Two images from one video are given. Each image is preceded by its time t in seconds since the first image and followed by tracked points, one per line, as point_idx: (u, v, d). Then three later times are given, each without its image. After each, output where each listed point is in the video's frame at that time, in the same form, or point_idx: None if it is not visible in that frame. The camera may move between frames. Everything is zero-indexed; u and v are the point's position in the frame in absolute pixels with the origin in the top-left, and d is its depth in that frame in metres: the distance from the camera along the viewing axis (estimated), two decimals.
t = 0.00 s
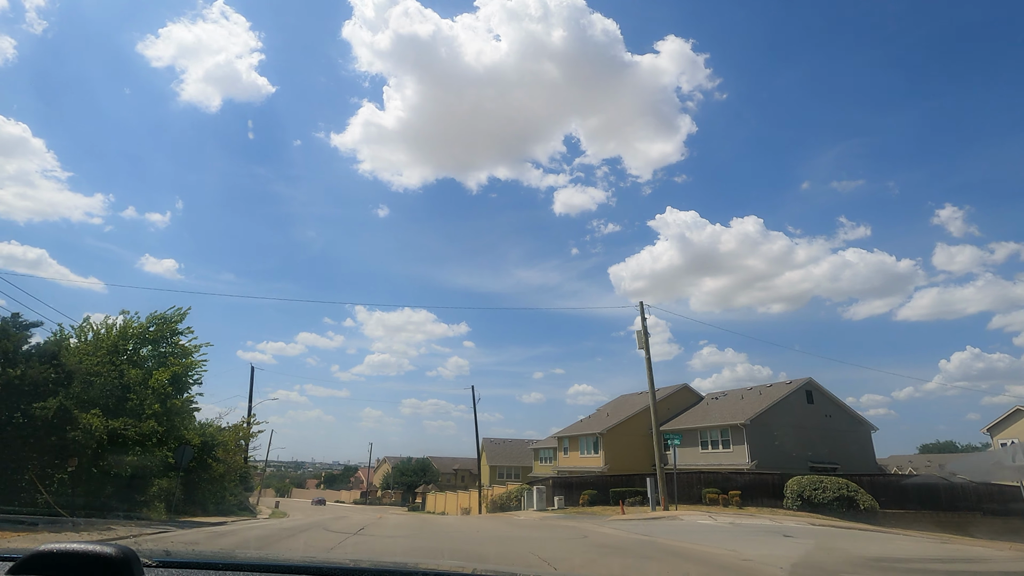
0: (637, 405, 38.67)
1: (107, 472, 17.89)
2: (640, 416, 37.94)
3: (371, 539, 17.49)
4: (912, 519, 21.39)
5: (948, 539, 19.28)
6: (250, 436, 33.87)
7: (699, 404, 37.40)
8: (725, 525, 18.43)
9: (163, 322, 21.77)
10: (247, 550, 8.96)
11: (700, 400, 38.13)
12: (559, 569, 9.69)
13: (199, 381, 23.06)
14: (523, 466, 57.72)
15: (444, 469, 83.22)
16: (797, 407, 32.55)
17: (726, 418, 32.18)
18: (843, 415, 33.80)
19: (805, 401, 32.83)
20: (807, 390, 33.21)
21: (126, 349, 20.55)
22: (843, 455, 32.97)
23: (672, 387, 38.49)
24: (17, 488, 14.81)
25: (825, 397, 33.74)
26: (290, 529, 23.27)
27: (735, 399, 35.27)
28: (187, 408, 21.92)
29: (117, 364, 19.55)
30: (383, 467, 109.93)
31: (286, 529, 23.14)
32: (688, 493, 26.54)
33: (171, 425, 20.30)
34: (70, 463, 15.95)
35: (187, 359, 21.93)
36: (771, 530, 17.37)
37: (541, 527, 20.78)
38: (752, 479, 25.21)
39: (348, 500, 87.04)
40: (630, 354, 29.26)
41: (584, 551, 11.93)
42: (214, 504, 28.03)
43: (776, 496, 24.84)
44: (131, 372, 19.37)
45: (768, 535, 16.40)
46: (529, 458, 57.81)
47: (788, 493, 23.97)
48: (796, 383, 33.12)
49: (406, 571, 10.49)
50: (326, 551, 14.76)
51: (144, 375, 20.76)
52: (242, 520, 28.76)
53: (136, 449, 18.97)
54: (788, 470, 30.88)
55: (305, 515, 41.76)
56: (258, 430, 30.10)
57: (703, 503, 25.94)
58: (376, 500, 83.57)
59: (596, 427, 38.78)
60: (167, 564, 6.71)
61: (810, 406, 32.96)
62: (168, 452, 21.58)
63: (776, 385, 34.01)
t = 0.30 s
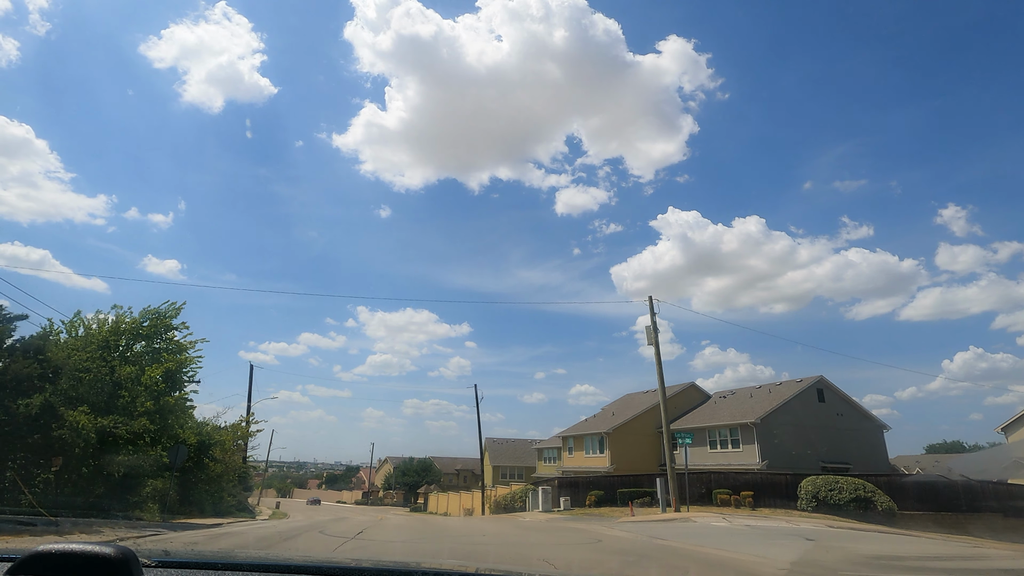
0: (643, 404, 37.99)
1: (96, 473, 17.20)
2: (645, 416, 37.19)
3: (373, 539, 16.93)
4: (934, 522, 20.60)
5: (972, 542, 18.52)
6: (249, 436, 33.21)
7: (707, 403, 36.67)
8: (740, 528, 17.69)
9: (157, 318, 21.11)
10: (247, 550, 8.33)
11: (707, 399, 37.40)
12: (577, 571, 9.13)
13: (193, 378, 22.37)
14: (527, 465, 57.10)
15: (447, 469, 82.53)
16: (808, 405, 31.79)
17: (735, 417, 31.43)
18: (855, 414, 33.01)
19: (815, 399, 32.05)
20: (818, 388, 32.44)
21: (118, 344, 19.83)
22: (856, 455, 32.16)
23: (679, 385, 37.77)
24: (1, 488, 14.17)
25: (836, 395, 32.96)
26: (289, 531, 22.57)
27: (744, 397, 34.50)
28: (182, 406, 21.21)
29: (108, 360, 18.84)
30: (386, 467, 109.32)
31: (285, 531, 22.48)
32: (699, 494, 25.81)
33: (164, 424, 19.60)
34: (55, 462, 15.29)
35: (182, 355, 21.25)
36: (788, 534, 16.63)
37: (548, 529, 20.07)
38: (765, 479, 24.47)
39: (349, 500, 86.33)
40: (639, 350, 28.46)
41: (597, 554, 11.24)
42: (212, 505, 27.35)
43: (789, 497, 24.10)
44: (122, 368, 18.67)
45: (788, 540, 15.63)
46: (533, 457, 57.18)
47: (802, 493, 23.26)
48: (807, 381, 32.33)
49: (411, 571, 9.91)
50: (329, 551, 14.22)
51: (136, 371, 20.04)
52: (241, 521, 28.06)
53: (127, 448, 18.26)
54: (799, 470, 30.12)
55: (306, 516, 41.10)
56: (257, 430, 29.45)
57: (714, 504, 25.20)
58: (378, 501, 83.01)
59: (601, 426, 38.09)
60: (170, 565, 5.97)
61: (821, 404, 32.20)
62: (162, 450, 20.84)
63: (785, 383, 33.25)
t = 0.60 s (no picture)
0: (649, 403, 37.10)
1: (79, 472, 16.35)
2: (651, 415, 36.29)
3: (372, 542, 16.09)
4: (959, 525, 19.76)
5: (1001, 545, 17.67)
6: (246, 436, 32.37)
7: (714, 401, 35.79)
8: (760, 531, 16.77)
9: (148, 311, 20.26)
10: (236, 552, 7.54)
11: (715, 397, 36.51)
12: None
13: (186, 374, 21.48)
14: (528, 466, 56.23)
15: (448, 469, 81.62)
16: (820, 404, 30.89)
17: (746, 415, 30.53)
18: (868, 413, 32.12)
19: (828, 397, 31.17)
20: (830, 386, 31.54)
21: (106, 338, 18.96)
22: (869, 454, 31.28)
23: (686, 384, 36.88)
24: None
25: (849, 393, 32.08)
26: (286, 533, 21.75)
27: (754, 395, 33.63)
28: (173, 402, 20.34)
29: (94, 354, 17.97)
30: (386, 467, 108.45)
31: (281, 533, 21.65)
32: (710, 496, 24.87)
33: (154, 421, 18.72)
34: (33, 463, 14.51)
35: (173, 350, 20.38)
36: (812, 539, 15.70)
37: (556, 531, 19.16)
38: (780, 480, 23.57)
39: (350, 501, 85.60)
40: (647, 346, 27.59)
41: (615, 561, 10.41)
42: (206, 505, 26.49)
43: (805, 498, 23.22)
44: (108, 362, 17.79)
45: (814, 545, 14.70)
46: (535, 457, 56.32)
47: (818, 494, 22.36)
48: (819, 379, 31.46)
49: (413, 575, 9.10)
50: (324, 552, 13.41)
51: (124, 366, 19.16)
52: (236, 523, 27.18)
53: (114, 446, 17.38)
54: (811, 470, 29.26)
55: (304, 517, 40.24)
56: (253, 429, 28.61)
57: (726, 506, 24.26)
58: (378, 501, 82.14)
59: (606, 424, 37.21)
60: (174, 565, 4.98)
61: (833, 403, 31.30)
62: (152, 449, 19.96)
63: (797, 381, 32.38)
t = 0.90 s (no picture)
0: (656, 401, 36.12)
1: (56, 471, 15.40)
2: (658, 413, 35.29)
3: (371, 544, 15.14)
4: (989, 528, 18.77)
5: None
6: (241, 435, 31.46)
7: (723, 399, 34.78)
8: (783, 535, 15.75)
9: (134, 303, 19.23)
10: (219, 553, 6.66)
11: (724, 395, 35.50)
12: None
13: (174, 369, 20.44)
14: (531, 465, 55.28)
15: (450, 468, 80.66)
16: (835, 401, 29.87)
17: (758, 413, 29.52)
18: (884, 411, 31.07)
19: (842, 395, 30.14)
20: (844, 382, 30.51)
21: (88, 331, 17.94)
22: (885, 454, 30.23)
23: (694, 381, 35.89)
24: None
25: (864, 390, 31.04)
26: (282, 534, 20.79)
27: (765, 392, 32.61)
28: (160, 398, 19.31)
29: (74, 347, 16.94)
30: (386, 467, 107.57)
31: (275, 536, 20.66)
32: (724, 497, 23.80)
33: (139, 417, 17.71)
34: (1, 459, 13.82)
35: (161, 343, 19.34)
36: (841, 545, 14.70)
37: (565, 534, 18.14)
38: (797, 480, 22.55)
39: (350, 501, 84.66)
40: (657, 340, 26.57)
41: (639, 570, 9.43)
42: (199, 506, 25.50)
43: (824, 499, 22.19)
44: (89, 355, 16.78)
45: (845, 551, 13.68)
46: (538, 457, 55.40)
47: (838, 495, 21.31)
48: (833, 375, 30.42)
49: None
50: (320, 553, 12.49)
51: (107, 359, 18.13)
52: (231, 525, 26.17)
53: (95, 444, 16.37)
54: (826, 469, 28.23)
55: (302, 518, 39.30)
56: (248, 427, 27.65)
57: (741, 507, 23.19)
58: (378, 501, 81.24)
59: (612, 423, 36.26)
60: (181, 565, 4.39)
61: (848, 400, 30.28)
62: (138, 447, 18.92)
63: (810, 377, 31.35)
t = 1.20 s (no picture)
0: (665, 398, 34.94)
1: (24, 471, 14.24)
2: (667, 411, 34.11)
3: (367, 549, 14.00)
4: None
5: None
6: (234, 433, 30.27)
7: (734, 396, 33.58)
8: (813, 538, 14.58)
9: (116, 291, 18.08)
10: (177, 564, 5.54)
11: (735, 392, 34.30)
12: None
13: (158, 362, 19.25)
14: (534, 465, 54.08)
15: (450, 468, 79.37)
16: (852, 397, 28.68)
17: (772, 410, 28.33)
18: (902, 408, 29.88)
19: (860, 391, 28.95)
20: (861, 378, 29.32)
21: (65, 320, 16.78)
22: (904, 453, 29.04)
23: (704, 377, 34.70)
24: None
25: (881, 386, 29.85)
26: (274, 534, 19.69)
27: (778, 389, 31.43)
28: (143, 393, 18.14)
29: (48, 337, 15.77)
30: (387, 467, 106.37)
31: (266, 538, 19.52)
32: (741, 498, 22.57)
33: (118, 413, 16.53)
34: None
35: (144, 334, 18.16)
36: (879, 548, 13.49)
37: (576, 537, 16.99)
38: (818, 480, 21.37)
39: (349, 501, 83.46)
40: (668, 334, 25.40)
41: None
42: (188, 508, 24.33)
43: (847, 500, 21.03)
44: (63, 346, 15.61)
45: (887, 553, 12.45)
46: (541, 457, 54.14)
47: (863, 496, 20.10)
48: (849, 371, 29.24)
49: None
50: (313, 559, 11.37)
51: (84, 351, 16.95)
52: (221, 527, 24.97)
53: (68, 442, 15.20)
54: (844, 468, 27.05)
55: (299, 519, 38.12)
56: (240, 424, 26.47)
57: (759, 509, 21.97)
58: (378, 501, 80.04)
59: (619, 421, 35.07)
60: None
61: (866, 397, 29.09)
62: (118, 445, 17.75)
63: (825, 373, 30.17)
